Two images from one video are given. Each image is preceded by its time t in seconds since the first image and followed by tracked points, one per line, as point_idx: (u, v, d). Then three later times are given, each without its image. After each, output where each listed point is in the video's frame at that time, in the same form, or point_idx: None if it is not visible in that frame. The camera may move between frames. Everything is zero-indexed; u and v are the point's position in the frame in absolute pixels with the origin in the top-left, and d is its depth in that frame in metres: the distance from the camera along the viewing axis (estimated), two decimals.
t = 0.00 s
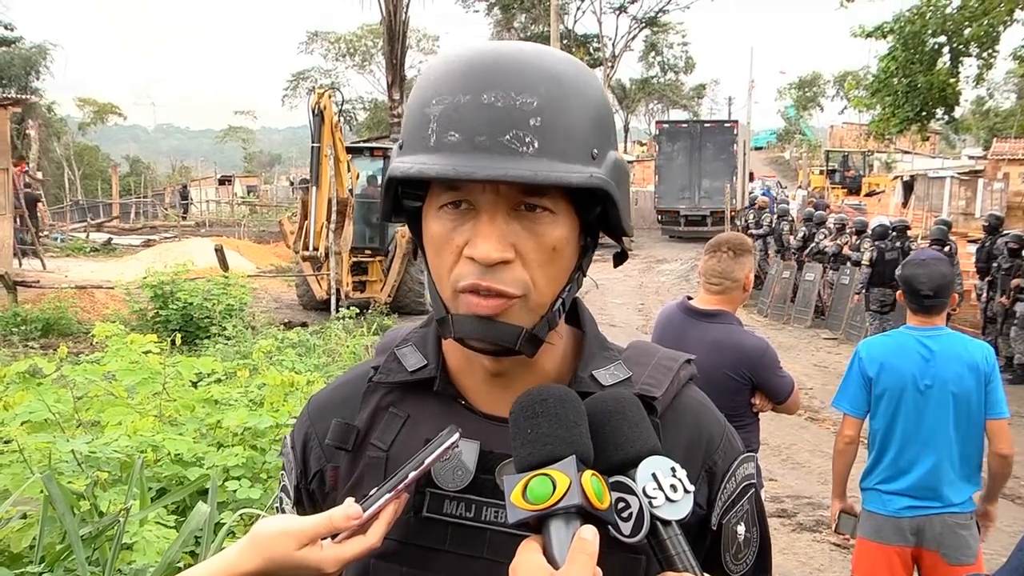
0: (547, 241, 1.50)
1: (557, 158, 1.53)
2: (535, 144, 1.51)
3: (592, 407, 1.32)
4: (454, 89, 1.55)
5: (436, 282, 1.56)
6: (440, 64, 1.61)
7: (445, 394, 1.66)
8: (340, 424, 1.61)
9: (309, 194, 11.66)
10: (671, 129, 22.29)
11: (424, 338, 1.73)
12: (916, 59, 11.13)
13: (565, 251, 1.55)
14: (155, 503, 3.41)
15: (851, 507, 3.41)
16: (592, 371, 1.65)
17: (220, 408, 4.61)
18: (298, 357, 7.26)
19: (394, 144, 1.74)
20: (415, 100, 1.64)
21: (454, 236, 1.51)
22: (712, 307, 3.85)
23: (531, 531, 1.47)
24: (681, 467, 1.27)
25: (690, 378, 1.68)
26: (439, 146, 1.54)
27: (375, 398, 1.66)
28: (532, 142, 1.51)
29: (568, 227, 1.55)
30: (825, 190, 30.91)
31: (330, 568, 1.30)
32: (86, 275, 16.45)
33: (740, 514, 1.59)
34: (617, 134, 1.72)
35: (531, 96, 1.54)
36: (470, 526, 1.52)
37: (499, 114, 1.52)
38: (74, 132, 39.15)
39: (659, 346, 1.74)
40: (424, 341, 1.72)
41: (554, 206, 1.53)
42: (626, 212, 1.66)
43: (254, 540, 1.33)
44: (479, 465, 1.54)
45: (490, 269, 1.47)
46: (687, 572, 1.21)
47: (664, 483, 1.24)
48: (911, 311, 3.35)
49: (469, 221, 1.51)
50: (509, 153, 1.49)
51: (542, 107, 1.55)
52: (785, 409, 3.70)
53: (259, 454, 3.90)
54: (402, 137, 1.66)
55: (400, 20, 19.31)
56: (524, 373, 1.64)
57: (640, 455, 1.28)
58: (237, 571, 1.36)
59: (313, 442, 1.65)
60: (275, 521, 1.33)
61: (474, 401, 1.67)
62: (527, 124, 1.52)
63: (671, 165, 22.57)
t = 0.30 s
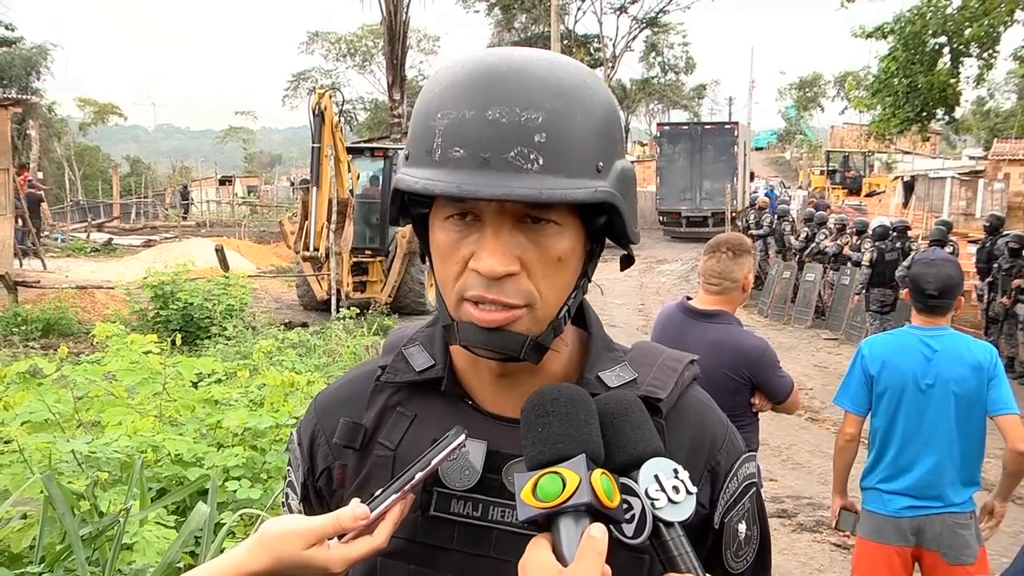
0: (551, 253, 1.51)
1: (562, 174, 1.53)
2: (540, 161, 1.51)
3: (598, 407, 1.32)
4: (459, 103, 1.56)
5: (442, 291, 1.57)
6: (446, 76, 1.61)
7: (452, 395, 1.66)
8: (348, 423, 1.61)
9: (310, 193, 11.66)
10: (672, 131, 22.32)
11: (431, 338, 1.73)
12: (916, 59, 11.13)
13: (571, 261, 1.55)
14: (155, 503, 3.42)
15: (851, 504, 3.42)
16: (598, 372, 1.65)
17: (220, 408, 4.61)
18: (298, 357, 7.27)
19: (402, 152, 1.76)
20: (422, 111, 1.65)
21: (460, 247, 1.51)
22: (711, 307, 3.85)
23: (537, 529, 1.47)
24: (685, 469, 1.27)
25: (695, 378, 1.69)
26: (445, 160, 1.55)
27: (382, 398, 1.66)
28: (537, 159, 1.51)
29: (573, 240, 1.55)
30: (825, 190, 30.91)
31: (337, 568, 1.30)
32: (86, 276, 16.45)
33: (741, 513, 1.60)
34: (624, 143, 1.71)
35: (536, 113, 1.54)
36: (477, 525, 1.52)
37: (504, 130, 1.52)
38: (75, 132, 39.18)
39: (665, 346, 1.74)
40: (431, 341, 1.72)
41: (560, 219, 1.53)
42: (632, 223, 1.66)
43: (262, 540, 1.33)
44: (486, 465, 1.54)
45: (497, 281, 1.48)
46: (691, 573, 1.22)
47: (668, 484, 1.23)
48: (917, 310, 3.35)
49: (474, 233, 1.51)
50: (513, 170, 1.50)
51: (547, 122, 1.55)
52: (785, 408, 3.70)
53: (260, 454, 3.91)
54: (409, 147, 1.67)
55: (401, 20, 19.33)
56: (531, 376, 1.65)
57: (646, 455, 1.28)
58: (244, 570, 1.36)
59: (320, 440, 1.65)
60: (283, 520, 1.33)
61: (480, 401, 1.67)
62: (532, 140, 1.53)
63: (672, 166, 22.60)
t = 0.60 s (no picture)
0: (553, 257, 1.50)
1: (562, 180, 1.53)
2: (542, 167, 1.51)
3: (597, 406, 1.32)
4: (461, 109, 1.55)
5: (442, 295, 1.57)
6: (448, 80, 1.60)
7: (452, 395, 1.66)
8: (348, 422, 1.60)
9: (309, 193, 11.65)
10: (672, 130, 22.31)
11: (430, 338, 1.73)
12: (916, 60, 11.13)
13: (571, 265, 1.55)
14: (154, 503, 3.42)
15: (851, 503, 3.41)
16: (597, 373, 1.65)
17: (219, 408, 4.61)
18: (297, 357, 7.27)
19: (402, 155, 1.75)
20: (424, 115, 1.64)
21: (462, 251, 1.51)
22: (709, 307, 3.85)
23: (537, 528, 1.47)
24: (683, 468, 1.26)
25: (691, 377, 1.69)
26: (447, 167, 1.54)
27: (383, 397, 1.66)
28: (539, 165, 1.51)
29: (574, 243, 1.55)
30: (824, 190, 30.92)
31: (341, 569, 1.30)
32: (85, 276, 16.45)
33: (736, 511, 1.60)
34: (623, 147, 1.71)
35: (538, 119, 1.54)
36: (477, 524, 1.52)
37: (507, 136, 1.52)
38: (74, 132, 39.17)
39: (663, 346, 1.74)
40: (431, 340, 1.72)
41: (561, 223, 1.53)
42: (632, 226, 1.67)
43: (266, 541, 1.33)
44: (486, 465, 1.54)
45: (499, 286, 1.47)
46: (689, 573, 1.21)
47: (666, 483, 1.23)
48: (918, 310, 3.34)
49: (475, 238, 1.51)
50: (516, 177, 1.50)
51: (549, 128, 1.55)
52: (783, 408, 3.70)
53: (258, 454, 3.90)
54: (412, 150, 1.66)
55: (400, 20, 19.35)
56: (530, 376, 1.65)
57: (644, 455, 1.27)
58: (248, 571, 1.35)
59: (320, 438, 1.65)
60: (286, 521, 1.33)
61: (479, 401, 1.67)
62: (534, 146, 1.53)
63: (672, 166, 22.61)
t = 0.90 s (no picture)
0: (560, 256, 1.50)
1: (572, 181, 1.54)
2: (553, 168, 1.52)
3: (597, 404, 1.32)
4: (472, 110, 1.54)
5: (447, 295, 1.56)
6: (459, 80, 1.59)
7: (453, 392, 1.66)
8: (349, 418, 1.60)
9: (311, 191, 11.65)
10: (675, 129, 22.29)
11: (430, 336, 1.73)
12: (918, 58, 11.10)
13: (577, 264, 1.55)
14: (155, 501, 3.42)
15: (854, 499, 3.42)
16: (597, 368, 1.65)
17: (221, 406, 4.60)
18: (299, 355, 7.28)
19: (406, 156, 1.73)
20: (432, 116, 1.63)
21: (472, 251, 1.50)
22: (710, 305, 3.85)
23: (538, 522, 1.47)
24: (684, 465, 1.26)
25: (688, 373, 1.70)
26: (458, 168, 1.53)
27: (383, 394, 1.65)
28: (550, 166, 1.51)
29: (580, 243, 1.55)
30: (826, 189, 30.90)
31: (343, 568, 1.29)
32: (87, 274, 16.46)
33: (732, 503, 1.61)
34: (626, 149, 1.72)
35: (548, 121, 1.54)
36: (479, 519, 1.52)
37: (518, 137, 1.52)
38: (76, 130, 39.20)
39: (659, 342, 1.75)
40: (432, 338, 1.71)
41: (568, 222, 1.53)
42: (635, 226, 1.67)
43: (268, 540, 1.32)
44: (488, 460, 1.54)
45: (507, 285, 1.47)
46: (689, 569, 1.22)
47: (666, 481, 1.23)
48: (925, 309, 3.34)
49: (484, 237, 1.50)
50: (528, 178, 1.49)
51: (559, 130, 1.55)
52: (784, 407, 3.69)
53: (260, 452, 3.90)
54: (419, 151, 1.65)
55: (402, 19, 19.36)
56: (531, 374, 1.65)
57: (645, 452, 1.27)
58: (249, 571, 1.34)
59: (319, 434, 1.64)
60: (289, 521, 1.32)
61: (480, 397, 1.67)
62: (545, 148, 1.53)
63: (675, 165, 22.61)
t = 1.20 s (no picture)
0: (565, 248, 1.50)
1: (580, 169, 1.54)
2: (562, 156, 1.51)
3: (597, 401, 1.32)
4: (481, 99, 1.53)
5: (453, 286, 1.56)
6: (467, 71, 1.58)
7: (454, 388, 1.66)
8: (351, 417, 1.59)
9: (315, 189, 11.65)
10: (680, 127, 22.27)
11: (431, 333, 1.72)
12: (922, 55, 11.06)
13: (582, 256, 1.55)
14: (160, 498, 3.43)
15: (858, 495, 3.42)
16: (599, 363, 1.65)
17: (224, 404, 4.60)
18: (302, 353, 7.30)
19: (410, 150, 1.72)
20: (439, 107, 1.61)
21: (479, 241, 1.49)
22: (714, 303, 3.84)
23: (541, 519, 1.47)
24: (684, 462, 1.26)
25: (688, 368, 1.71)
26: (468, 157, 1.52)
27: (385, 392, 1.65)
28: (559, 154, 1.51)
29: (585, 234, 1.55)
30: (830, 186, 30.87)
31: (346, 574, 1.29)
32: (92, 272, 16.49)
33: (735, 498, 1.61)
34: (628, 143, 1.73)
35: (557, 110, 1.54)
36: (481, 516, 1.52)
37: (527, 126, 1.51)
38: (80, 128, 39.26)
39: (659, 338, 1.75)
40: (433, 335, 1.71)
41: (574, 212, 1.53)
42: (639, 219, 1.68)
43: (272, 547, 1.32)
44: (489, 457, 1.55)
45: (515, 275, 1.47)
46: (690, 566, 1.22)
47: (667, 478, 1.22)
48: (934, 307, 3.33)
49: (492, 228, 1.49)
50: (537, 166, 1.49)
51: (567, 120, 1.55)
52: (788, 405, 3.68)
53: (264, 450, 3.90)
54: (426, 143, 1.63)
55: (405, 16, 19.37)
56: (532, 369, 1.65)
57: (645, 449, 1.27)
58: None
59: (320, 434, 1.64)
60: (293, 528, 1.32)
61: (481, 393, 1.66)
62: (555, 137, 1.52)
63: (679, 163, 22.61)
